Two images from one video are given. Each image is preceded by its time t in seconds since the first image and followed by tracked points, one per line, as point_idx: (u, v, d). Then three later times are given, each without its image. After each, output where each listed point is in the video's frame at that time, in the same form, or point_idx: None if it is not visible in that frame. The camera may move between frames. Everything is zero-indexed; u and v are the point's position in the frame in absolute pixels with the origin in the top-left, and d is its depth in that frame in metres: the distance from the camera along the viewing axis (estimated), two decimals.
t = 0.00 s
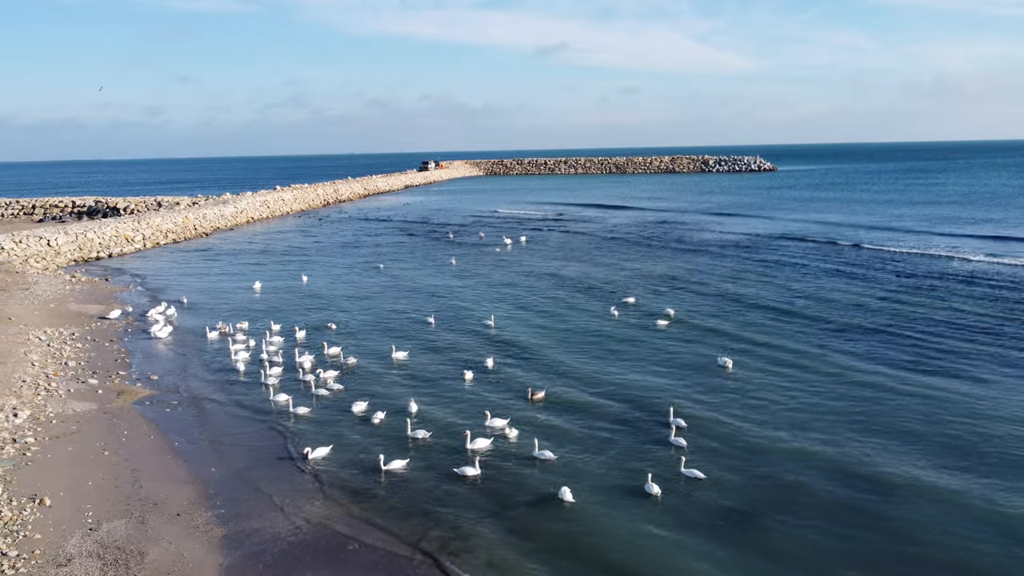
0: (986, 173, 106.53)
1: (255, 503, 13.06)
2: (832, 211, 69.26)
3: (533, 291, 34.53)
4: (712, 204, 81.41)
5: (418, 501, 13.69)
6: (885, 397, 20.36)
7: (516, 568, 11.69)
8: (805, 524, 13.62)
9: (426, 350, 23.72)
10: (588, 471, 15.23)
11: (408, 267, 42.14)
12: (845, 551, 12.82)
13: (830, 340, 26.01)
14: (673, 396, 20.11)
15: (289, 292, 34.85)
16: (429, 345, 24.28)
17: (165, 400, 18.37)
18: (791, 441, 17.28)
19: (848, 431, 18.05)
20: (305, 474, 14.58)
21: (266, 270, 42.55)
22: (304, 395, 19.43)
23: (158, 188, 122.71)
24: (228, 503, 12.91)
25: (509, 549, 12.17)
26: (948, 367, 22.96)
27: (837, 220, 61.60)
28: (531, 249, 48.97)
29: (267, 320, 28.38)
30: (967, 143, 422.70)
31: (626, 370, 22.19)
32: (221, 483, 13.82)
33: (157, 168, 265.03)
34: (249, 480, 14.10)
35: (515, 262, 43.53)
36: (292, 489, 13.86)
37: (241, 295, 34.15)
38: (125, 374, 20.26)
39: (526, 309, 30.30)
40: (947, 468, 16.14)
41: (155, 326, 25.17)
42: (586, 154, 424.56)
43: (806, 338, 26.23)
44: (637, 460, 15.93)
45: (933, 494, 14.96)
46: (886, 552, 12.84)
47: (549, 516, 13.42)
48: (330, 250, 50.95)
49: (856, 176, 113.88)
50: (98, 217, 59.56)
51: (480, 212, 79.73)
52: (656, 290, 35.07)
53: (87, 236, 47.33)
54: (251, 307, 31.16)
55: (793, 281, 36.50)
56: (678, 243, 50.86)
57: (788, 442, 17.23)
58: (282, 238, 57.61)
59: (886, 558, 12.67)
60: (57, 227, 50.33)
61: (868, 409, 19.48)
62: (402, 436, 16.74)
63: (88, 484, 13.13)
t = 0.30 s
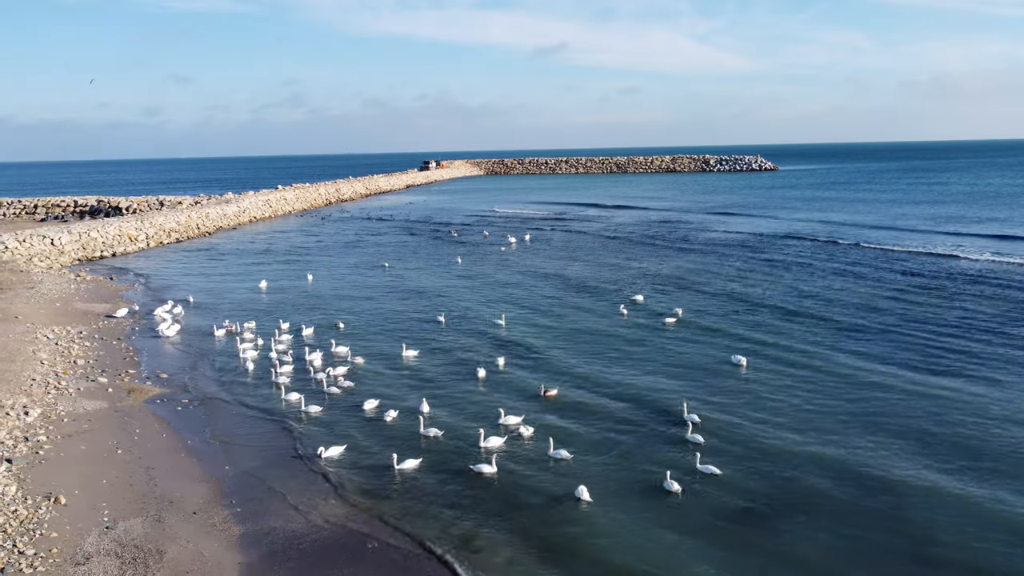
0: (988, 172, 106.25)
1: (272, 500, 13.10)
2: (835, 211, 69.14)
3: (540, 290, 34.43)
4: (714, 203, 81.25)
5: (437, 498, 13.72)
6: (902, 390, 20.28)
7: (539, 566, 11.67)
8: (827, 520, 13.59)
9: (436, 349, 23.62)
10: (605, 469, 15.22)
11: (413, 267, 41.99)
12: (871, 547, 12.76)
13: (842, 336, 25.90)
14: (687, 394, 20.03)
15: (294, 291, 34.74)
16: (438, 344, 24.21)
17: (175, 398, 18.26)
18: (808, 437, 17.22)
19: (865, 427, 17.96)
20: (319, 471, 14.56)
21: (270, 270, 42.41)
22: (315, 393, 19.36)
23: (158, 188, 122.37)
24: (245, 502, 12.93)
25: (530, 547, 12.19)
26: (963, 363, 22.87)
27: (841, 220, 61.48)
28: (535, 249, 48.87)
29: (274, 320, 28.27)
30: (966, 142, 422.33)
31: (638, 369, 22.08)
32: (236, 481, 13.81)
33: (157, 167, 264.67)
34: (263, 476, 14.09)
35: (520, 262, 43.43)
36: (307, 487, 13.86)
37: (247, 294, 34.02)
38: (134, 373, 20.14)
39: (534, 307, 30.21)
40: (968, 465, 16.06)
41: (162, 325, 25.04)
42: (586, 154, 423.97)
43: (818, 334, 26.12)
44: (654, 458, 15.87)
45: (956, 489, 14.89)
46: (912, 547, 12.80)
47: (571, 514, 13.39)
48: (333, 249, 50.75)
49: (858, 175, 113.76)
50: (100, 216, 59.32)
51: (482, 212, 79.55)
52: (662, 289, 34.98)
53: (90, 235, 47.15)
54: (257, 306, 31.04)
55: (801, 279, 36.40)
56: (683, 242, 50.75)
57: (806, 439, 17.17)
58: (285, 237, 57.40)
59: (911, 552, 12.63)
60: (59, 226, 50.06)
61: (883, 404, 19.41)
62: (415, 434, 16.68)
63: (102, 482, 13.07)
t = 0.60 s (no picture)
0: (984, 172, 106.38)
1: (280, 500, 13.29)
2: (832, 211, 69.20)
3: (541, 288, 34.32)
4: (712, 203, 81.21)
5: (446, 497, 13.74)
6: (911, 384, 20.18)
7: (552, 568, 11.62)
8: (841, 517, 13.48)
9: (441, 349, 23.47)
10: (615, 468, 15.14)
11: (413, 266, 41.81)
12: (887, 543, 12.65)
13: (848, 331, 25.79)
14: (695, 390, 19.90)
15: (295, 291, 34.57)
16: (442, 344, 24.10)
17: (178, 399, 18.11)
18: (819, 433, 17.10)
19: (877, 420, 17.82)
20: (326, 468, 14.71)
21: (269, 270, 42.22)
22: (319, 393, 19.24)
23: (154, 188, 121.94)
24: (253, 504, 13.07)
25: (542, 547, 12.17)
26: (971, 356, 22.73)
27: (839, 220, 61.48)
28: (535, 248, 48.77)
29: (275, 319, 28.10)
30: (962, 142, 423.69)
31: (645, 367, 21.95)
32: (244, 481, 13.88)
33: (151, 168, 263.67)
34: (269, 475, 14.21)
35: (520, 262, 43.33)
36: (315, 487, 13.92)
37: (247, 294, 33.84)
38: (136, 373, 19.99)
39: (536, 306, 30.11)
40: (982, 457, 15.91)
41: (162, 325, 24.87)
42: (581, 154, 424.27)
43: (824, 330, 26.00)
44: (664, 457, 15.78)
45: (971, 483, 14.75)
46: (929, 543, 12.68)
47: (583, 515, 13.28)
48: (332, 249, 50.54)
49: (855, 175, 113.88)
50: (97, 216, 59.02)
51: (480, 211, 79.36)
52: (664, 287, 34.92)
53: (88, 235, 46.92)
54: (258, 305, 30.86)
55: (804, 278, 36.31)
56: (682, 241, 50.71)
57: (817, 434, 17.05)
58: (283, 237, 57.19)
59: (927, 548, 12.51)
60: (56, 226, 49.99)
61: (893, 397, 19.27)
62: (421, 435, 16.56)
63: (108, 484, 13.25)
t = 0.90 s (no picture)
0: (976, 172, 106.77)
1: (280, 501, 13.22)
2: (826, 211, 69.43)
3: (538, 288, 34.34)
4: (706, 202, 81.36)
5: (447, 498, 13.73)
6: (906, 383, 20.31)
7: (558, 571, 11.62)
8: (845, 516, 13.53)
9: (439, 350, 23.41)
10: (617, 469, 15.15)
11: (409, 266, 41.70)
12: (891, 543, 12.70)
13: (846, 331, 25.86)
14: (695, 390, 19.91)
15: (291, 291, 34.47)
16: (440, 344, 24.10)
17: (175, 399, 18.00)
18: (819, 432, 17.14)
19: (877, 420, 17.87)
20: (327, 469, 14.65)
21: (264, 270, 42.07)
22: (316, 393, 19.18)
23: (148, 188, 121.42)
24: (254, 505, 13.00)
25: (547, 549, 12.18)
26: (969, 356, 22.83)
27: (833, 220, 61.69)
28: (530, 248, 48.75)
29: (272, 319, 28.01)
30: (953, 143, 424.92)
31: (644, 367, 21.96)
32: (244, 483, 13.80)
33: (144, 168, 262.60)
34: (269, 476, 14.15)
35: (516, 261, 43.37)
36: (315, 488, 13.84)
37: (242, 294, 33.71)
38: (132, 373, 19.88)
39: (533, 306, 30.13)
40: (983, 457, 15.96)
41: (158, 325, 24.74)
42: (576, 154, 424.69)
43: (822, 330, 26.05)
44: (666, 457, 15.79)
45: (973, 483, 14.81)
46: (933, 543, 12.72)
47: (588, 517, 13.28)
48: (327, 249, 50.38)
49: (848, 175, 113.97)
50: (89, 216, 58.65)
51: (474, 211, 79.23)
52: (660, 286, 35.02)
53: (81, 235, 46.65)
54: (254, 306, 30.76)
55: (800, 278, 36.38)
56: (677, 241, 50.80)
57: (817, 434, 17.09)
58: (278, 237, 56.96)
59: (932, 548, 12.56)
60: (49, 226, 49.64)
61: (892, 396, 19.32)
62: (421, 434, 16.55)
63: (106, 486, 13.14)
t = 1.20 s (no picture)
0: (971, 172, 106.94)
1: (277, 501, 13.17)
2: (821, 211, 69.49)
3: (534, 287, 34.27)
4: (702, 202, 81.39)
5: (444, 497, 13.68)
6: (902, 380, 20.33)
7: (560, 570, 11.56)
8: (848, 512, 13.48)
9: (435, 349, 23.28)
10: (617, 467, 15.10)
11: (405, 266, 41.55)
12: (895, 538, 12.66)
13: (844, 330, 25.80)
14: (694, 389, 19.83)
15: (286, 291, 34.36)
16: (436, 343, 24.03)
17: (171, 399, 17.93)
18: (820, 428, 17.08)
19: (877, 416, 17.82)
20: (322, 469, 14.58)
21: (259, 269, 41.90)
22: (311, 393, 19.13)
23: (143, 189, 120.93)
24: (251, 506, 12.95)
25: (548, 547, 12.15)
26: (969, 354, 22.76)
27: (828, 220, 61.75)
28: (526, 248, 48.65)
29: (267, 319, 27.91)
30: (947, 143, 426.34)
31: (642, 366, 21.87)
32: (241, 483, 13.75)
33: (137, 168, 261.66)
34: (266, 476, 14.10)
35: (512, 261, 43.28)
36: (312, 488, 13.79)
37: (238, 294, 33.58)
38: (127, 373, 19.79)
39: (529, 305, 30.06)
40: (986, 452, 15.89)
41: (153, 325, 24.64)
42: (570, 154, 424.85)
43: (820, 329, 26.00)
44: (667, 455, 15.73)
45: (976, 478, 14.74)
46: (935, 537, 12.72)
47: (588, 516, 13.20)
48: (323, 249, 50.22)
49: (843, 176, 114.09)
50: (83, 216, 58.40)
51: (470, 211, 79.11)
52: (656, 286, 35.00)
53: (75, 235, 46.44)
54: (250, 305, 30.65)
55: (797, 278, 36.32)
56: (673, 241, 50.79)
57: (818, 431, 17.02)
58: (273, 237, 56.76)
59: (934, 542, 12.53)
60: (42, 226, 49.41)
61: (893, 393, 19.26)
62: (417, 434, 16.49)
63: (102, 486, 13.09)
